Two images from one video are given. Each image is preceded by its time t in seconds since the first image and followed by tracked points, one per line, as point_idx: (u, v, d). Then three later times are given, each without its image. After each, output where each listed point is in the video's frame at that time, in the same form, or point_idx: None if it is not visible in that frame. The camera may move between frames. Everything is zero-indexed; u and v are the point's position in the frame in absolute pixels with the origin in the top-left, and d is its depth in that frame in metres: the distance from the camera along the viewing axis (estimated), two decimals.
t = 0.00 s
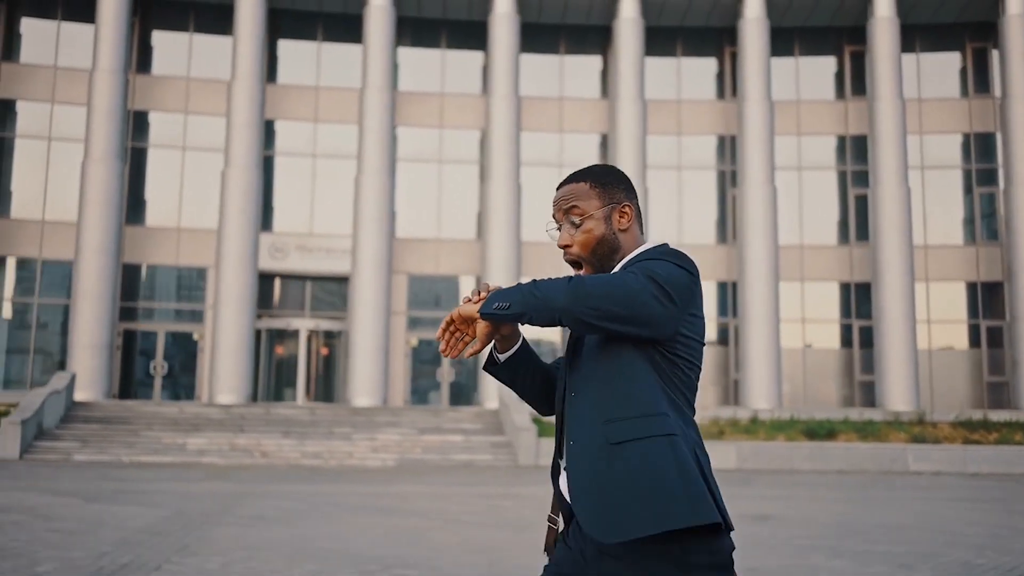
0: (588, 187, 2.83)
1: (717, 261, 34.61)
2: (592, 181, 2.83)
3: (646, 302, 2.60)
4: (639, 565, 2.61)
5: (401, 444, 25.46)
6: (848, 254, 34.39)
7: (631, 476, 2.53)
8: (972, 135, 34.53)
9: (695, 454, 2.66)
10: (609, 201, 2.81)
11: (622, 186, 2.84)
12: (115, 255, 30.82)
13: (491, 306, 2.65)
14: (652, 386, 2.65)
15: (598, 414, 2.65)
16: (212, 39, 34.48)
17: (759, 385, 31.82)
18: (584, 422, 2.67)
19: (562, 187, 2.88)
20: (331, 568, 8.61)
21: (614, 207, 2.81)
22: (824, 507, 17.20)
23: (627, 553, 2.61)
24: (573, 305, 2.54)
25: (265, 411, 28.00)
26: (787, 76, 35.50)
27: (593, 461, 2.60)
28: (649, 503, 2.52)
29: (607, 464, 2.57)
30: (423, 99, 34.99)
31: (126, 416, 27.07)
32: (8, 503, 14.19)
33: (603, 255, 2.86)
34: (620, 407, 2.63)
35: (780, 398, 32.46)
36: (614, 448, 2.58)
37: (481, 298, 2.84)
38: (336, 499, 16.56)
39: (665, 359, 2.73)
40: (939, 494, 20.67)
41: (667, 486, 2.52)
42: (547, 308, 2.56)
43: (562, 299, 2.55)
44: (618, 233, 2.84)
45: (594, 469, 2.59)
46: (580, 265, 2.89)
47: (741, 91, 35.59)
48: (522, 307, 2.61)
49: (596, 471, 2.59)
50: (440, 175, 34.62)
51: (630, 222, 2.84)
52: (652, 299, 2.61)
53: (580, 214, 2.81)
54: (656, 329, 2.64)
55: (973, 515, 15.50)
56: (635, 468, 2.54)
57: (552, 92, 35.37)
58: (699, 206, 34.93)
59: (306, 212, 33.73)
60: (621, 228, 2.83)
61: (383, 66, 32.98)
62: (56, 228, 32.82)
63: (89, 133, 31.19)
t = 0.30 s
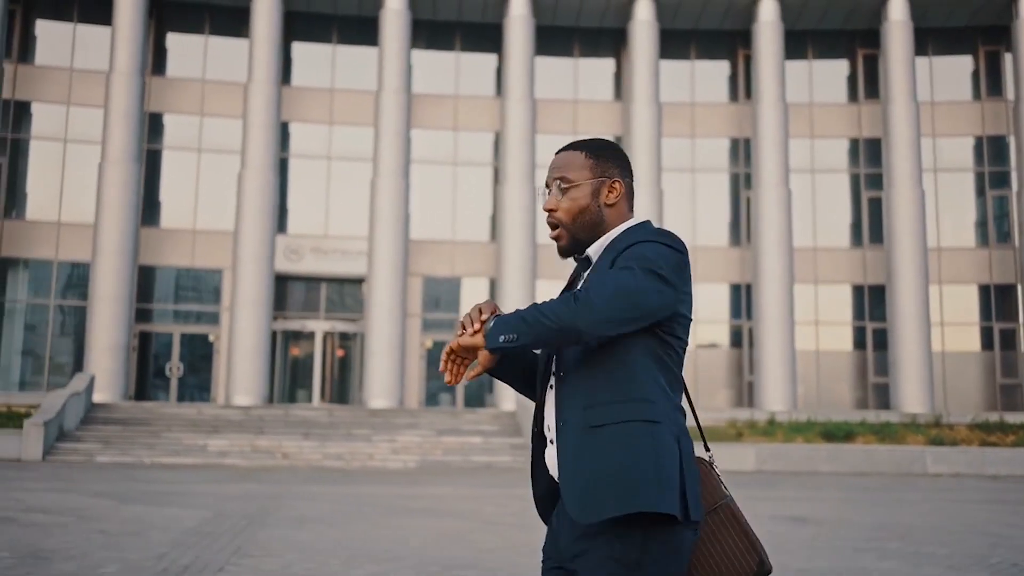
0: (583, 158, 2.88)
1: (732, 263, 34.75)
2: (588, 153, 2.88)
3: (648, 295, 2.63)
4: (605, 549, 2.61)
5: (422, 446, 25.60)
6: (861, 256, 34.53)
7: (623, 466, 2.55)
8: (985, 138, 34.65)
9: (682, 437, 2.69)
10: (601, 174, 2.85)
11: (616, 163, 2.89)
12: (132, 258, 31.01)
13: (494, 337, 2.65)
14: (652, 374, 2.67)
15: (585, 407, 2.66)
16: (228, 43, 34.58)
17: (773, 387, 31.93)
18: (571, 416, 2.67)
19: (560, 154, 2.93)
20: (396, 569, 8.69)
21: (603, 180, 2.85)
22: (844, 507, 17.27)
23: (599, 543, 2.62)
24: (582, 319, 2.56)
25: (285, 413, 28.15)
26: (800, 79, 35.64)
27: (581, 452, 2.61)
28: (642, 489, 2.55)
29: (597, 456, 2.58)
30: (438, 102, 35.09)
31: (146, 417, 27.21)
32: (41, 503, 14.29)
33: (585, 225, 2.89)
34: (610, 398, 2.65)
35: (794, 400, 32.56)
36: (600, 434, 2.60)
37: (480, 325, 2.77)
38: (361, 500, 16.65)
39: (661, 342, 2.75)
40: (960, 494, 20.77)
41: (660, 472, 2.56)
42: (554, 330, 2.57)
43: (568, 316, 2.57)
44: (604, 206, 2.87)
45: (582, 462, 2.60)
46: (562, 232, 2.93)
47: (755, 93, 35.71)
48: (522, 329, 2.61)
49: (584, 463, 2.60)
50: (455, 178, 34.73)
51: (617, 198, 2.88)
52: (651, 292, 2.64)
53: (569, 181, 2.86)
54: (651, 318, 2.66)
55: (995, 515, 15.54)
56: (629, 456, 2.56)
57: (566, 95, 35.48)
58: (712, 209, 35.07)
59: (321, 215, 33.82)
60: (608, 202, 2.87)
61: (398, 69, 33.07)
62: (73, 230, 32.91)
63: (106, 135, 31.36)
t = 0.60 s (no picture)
0: (632, 170, 2.88)
1: (751, 264, 34.87)
2: (638, 167, 2.89)
3: (695, 349, 2.56)
4: None
5: (448, 446, 25.69)
6: (880, 257, 34.65)
7: (666, 525, 2.54)
8: (1003, 140, 34.74)
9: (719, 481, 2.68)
10: (643, 190, 2.86)
11: (660, 188, 2.89)
12: (154, 259, 31.17)
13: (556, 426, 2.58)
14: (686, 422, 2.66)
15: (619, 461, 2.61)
16: (249, 43, 34.62)
17: (792, 388, 32.04)
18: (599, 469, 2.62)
19: (613, 160, 2.95)
20: (471, 567, 8.77)
21: (642, 197, 2.85)
22: (876, 507, 17.34)
23: None
24: (636, 388, 2.48)
25: (308, 413, 28.26)
26: (819, 80, 35.76)
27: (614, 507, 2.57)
28: (690, 544, 2.56)
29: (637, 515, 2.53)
30: (457, 103, 35.17)
31: (170, 417, 27.32)
32: (83, 502, 14.34)
33: (610, 235, 2.88)
34: (647, 456, 2.60)
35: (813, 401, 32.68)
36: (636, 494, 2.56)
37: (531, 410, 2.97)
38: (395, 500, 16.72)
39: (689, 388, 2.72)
40: (988, 494, 20.83)
41: (699, 525, 2.58)
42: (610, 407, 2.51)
43: (625, 390, 2.49)
44: (636, 225, 2.87)
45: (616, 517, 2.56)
46: (587, 236, 2.92)
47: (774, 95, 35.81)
48: (579, 412, 2.56)
49: (615, 518, 2.55)
50: (474, 179, 34.83)
51: (652, 219, 2.87)
52: (696, 341, 2.57)
53: (609, 187, 2.87)
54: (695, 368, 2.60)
55: None
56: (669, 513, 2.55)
57: (585, 96, 35.56)
58: (730, 211, 35.15)
59: (341, 215, 33.91)
60: (640, 220, 2.86)
61: (419, 69, 33.12)
62: (94, 230, 32.98)
63: (128, 135, 31.49)
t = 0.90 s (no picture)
0: (633, 103, 2.83)
1: (774, 263, 34.98)
2: (639, 100, 2.83)
3: (682, 291, 2.48)
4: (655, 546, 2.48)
5: (478, 445, 25.76)
6: (902, 256, 34.76)
7: (670, 467, 2.47)
8: None
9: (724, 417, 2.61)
10: (644, 123, 2.81)
11: (662, 120, 2.83)
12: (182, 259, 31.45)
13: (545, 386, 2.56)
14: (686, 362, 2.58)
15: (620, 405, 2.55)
16: (272, 44, 34.66)
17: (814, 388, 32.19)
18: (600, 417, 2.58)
19: (616, 96, 2.90)
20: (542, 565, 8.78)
21: (644, 130, 2.80)
22: (910, 504, 17.40)
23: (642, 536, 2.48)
24: (622, 348, 2.43)
25: (336, 411, 28.40)
26: (840, 80, 35.89)
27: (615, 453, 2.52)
28: (697, 483, 2.49)
29: (640, 464, 2.47)
30: (479, 103, 35.25)
31: (200, 415, 27.49)
32: (128, 501, 14.36)
33: (612, 166, 2.84)
34: (645, 400, 2.54)
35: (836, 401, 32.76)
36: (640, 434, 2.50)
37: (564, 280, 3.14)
38: (433, 497, 16.77)
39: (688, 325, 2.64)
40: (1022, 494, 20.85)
41: (704, 460, 2.51)
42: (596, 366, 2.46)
43: (611, 346, 2.44)
44: (637, 156, 2.82)
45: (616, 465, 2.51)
46: (587, 168, 2.88)
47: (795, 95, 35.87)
48: (566, 371, 2.53)
49: (614, 469, 2.50)
50: (496, 178, 34.92)
51: (653, 152, 2.83)
52: (683, 279, 2.49)
53: (610, 121, 2.83)
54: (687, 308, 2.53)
55: None
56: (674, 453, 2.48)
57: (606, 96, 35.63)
58: (751, 210, 35.24)
59: (363, 215, 34.04)
60: (642, 153, 2.82)
61: (443, 69, 33.17)
62: (119, 231, 33.09)
63: (155, 135, 31.58)
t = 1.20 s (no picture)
0: (629, 143, 2.98)
1: (815, 261, 35.02)
2: (635, 139, 2.98)
3: (670, 312, 2.53)
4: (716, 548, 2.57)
5: (526, 443, 25.98)
6: (944, 254, 34.91)
7: (706, 484, 2.52)
8: None
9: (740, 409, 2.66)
10: (640, 161, 2.95)
11: (658, 158, 2.98)
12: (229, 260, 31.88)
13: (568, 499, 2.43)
14: (688, 376, 2.63)
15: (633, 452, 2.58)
16: (314, 44, 34.87)
17: (860, 386, 32.27)
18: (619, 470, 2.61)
19: (612, 139, 3.05)
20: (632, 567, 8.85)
21: (640, 167, 2.95)
22: (967, 502, 17.49)
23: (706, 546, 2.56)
24: (612, 404, 2.44)
25: (384, 410, 28.68)
26: (880, 77, 35.93)
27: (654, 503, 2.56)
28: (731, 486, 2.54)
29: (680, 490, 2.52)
30: (518, 103, 35.34)
31: (250, 413, 27.81)
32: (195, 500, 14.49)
33: (610, 205, 2.98)
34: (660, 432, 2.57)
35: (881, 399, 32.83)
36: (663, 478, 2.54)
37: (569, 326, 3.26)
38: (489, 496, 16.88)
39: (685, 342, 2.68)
40: None
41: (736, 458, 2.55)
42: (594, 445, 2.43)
43: (610, 399, 2.44)
44: (634, 194, 2.96)
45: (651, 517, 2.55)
46: (585, 206, 3.02)
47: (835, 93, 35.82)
48: (580, 464, 2.45)
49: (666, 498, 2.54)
50: (536, 177, 35.02)
51: (651, 189, 2.96)
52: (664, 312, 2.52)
53: (607, 160, 2.98)
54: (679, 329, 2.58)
55: None
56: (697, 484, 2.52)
57: (646, 94, 35.67)
58: (791, 208, 35.21)
59: (404, 215, 34.22)
60: (640, 191, 2.95)
61: (485, 68, 33.32)
62: (164, 232, 33.32)
63: (200, 137, 31.88)
